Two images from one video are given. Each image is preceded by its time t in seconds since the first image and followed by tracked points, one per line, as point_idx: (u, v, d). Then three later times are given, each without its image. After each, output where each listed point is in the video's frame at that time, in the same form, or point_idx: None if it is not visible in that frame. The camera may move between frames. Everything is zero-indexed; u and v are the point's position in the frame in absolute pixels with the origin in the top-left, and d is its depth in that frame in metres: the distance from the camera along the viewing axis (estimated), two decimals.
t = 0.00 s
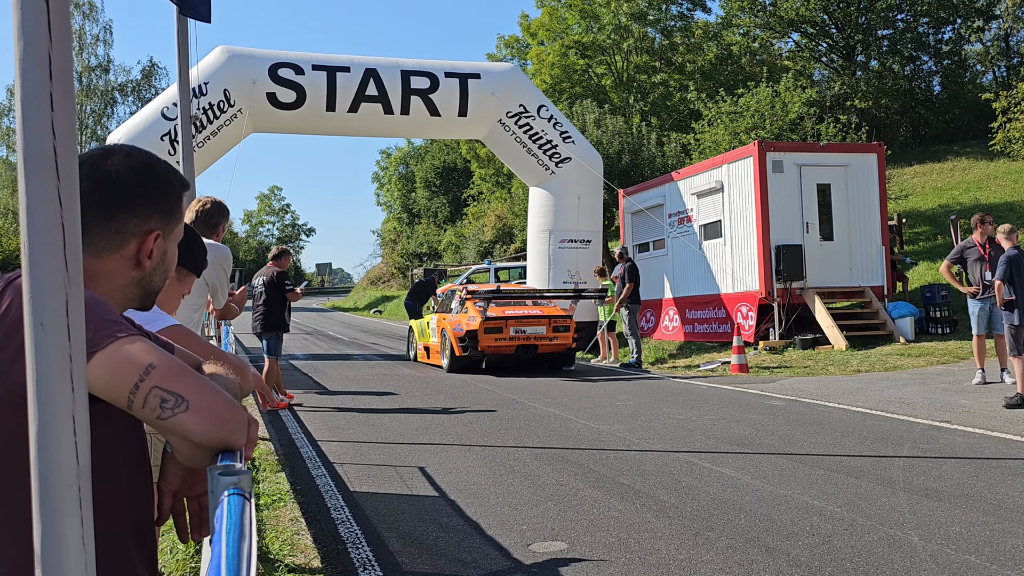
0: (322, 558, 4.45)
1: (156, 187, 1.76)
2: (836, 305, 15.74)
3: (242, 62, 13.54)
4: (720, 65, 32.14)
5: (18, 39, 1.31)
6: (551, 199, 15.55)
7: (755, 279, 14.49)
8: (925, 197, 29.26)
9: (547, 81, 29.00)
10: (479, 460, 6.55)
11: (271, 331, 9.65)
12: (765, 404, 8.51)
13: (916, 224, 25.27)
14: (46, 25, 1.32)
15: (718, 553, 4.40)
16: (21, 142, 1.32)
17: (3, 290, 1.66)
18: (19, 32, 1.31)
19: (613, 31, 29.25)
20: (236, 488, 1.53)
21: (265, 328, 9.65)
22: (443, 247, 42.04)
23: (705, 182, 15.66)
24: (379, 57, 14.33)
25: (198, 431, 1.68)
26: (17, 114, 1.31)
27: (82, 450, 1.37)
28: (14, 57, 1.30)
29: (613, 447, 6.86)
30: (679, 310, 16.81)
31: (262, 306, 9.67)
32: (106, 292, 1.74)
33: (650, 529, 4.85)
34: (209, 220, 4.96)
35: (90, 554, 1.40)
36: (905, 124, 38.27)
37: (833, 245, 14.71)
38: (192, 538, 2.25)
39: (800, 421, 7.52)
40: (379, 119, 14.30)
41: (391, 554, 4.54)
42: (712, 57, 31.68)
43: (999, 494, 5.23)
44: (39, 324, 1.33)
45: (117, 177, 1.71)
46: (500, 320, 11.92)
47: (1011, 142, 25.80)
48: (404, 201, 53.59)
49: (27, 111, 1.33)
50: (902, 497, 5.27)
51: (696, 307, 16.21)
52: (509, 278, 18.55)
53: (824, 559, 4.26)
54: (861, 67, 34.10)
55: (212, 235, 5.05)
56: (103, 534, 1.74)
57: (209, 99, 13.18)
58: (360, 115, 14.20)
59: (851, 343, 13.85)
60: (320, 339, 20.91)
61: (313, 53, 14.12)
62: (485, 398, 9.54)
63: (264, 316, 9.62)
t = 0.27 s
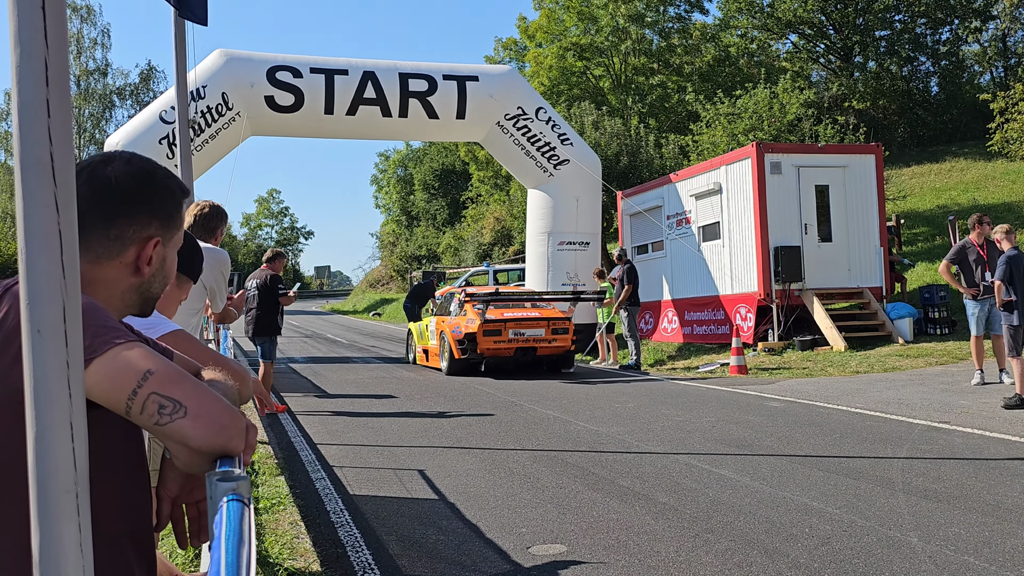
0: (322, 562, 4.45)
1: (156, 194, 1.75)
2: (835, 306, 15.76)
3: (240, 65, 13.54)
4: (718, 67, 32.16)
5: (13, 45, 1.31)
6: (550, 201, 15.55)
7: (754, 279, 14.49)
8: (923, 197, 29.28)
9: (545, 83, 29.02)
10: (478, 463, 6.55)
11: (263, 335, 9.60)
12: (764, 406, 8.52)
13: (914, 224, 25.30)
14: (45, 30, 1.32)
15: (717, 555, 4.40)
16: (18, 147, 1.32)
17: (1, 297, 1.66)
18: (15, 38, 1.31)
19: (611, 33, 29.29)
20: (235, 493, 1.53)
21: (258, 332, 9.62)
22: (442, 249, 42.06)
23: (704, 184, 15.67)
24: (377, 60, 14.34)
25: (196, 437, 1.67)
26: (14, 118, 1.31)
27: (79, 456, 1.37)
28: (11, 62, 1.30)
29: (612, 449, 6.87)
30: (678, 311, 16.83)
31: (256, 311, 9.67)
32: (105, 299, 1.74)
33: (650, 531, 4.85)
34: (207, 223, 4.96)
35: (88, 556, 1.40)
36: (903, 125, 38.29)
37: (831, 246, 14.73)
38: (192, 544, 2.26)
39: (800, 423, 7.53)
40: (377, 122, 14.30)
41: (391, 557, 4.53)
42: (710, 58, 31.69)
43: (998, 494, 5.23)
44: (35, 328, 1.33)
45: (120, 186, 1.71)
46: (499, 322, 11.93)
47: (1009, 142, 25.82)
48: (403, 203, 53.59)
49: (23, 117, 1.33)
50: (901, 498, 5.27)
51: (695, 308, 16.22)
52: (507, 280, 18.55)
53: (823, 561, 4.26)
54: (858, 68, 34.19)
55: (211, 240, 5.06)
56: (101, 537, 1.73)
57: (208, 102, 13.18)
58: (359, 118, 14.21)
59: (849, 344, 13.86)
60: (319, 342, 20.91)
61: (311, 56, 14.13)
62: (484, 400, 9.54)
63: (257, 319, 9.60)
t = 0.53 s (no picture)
0: (320, 564, 4.43)
1: (158, 200, 1.75)
2: (832, 306, 15.79)
3: (236, 68, 13.53)
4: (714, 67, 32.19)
5: (8, 47, 1.30)
6: (546, 202, 15.55)
7: (750, 280, 14.51)
8: (918, 197, 29.35)
9: (541, 84, 29.06)
10: (475, 464, 6.55)
11: (255, 338, 9.60)
12: (762, 405, 8.52)
13: (910, 224, 25.36)
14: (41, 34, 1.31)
15: (714, 555, 4.39)
16: (12, 149, 1.31)
17: None
18: (9, 40, 1.29)
19: (606, 34, 29.32)
20: (233, 497, 1.52)
21: (248, 335, 9.60)
22: (439, 251, 42.06)
23: (700, 184, 15.68)
24: (373, 62, 14.33)
25: (194, 440, 1.66)
26: (8, 120, 1.30)
27: (75, 461, 1.36)
28: (5, 65, 1.29)
29: (609, 450, 6.86)
30: (675, 312, 16.84)
31: (246, 313, 9.64)
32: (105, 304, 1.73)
33: (647, 532, 4.84)
34: (203, 226, 4.94)
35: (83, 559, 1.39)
36: (898, 125, 38.36)
37: (828, 246, 14.72)
38: (191, 547, 2.25)
39: (797, 423, 7.53)
40: (373, 124, 14.30)
41: (389, 559, 4.52)
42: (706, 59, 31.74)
43: (995, 493, 5.23)
44: (30, 332, 1.32)
45: (124, 192, 1.70)
46: (496, 324, 11.93)
47: (1004, 141, 25.89)
48: (400, 205, 53.59)
49: (17, 120, 1.31)
50: (898, 497, 5.28)
51: (692, 309, 16.23)
52: (504, 281, 18.55)
53: (820, 560, 4.26)
54: (854, 69, 34.31)
55: (206, 242, 5.04)
56: (99, 540, 1.72)
57: (203, 104, 13.17)
58: (355, 120, 14.21)
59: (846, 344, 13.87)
60: (316, 344, 20.88)
61: (307, 58, 14.13)
62: (481, 402, 9.54)
63: (247, 323, 9.57)
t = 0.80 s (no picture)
0: (316, 566, 4.43)
1: (162, 210, 1.74)
2: (829, 305, 15.80)
3: (232, 69, 13.53)
4: (710, 66, 32.17)
5: None
6: (543, 202, 15.56)
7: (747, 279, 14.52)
8: (915, 195, 29.36)
9: (537, 84, 29.07)
10: (472, 465, 6.55)
11: (249, 339, 9.67)
12: (758, 404, 8.53)
13: (906, 222, 25.38)
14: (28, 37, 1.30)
15: (710, 555, 4.40)
16: None
17: None
18: None
19: (602, 34, 29.36)
20: (224, 499, 1.52)
21: (241, 337, 9.64)
22: (436, 252, 42.06)
23: (697, 183, 15.70)
24: (369, 62, 14.33)
25: (186, 442, 1.67)
26: None
27: (64, 463, 1.36)
28: None
29: (606, 449, 6.87)
30: (672, 311, 16.85)
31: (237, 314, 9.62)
32: (100, 309, 1.73)
33: (644, 531, 4.85)
34: (199, 228, 4.95)
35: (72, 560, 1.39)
36: (894, 123, 38.38)
37: (824, 245, 14.72)
38: (183, 549, 2.25)
39: (792, 422, 7.54)
40: (370, 124, 14.31)
41: (385, 561, 4.52)
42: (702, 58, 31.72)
43: (991, 491, 5.24)
44: (19, 335, 1.32)
45: (126, 200, 1.70)
46: (493, 324, 11.93)
47: (1000, 139, 25.91)
48: (397, 206, 53.59)
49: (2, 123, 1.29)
50: (895, 496, 5.28)
51: (689, 308, 16.24)
52: (501, 281, 18.56)
53: (816, 559, 4.27)
54: (850, 67, 34.32)
55: (202, 243, 5.05)
56: (91, 540, 1.72)
57: (199, 106, 13.17)
58: (351, 121, 14.21)
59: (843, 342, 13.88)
60: (314, 345, 20.88)
61: (303, 59, 14.13)
62: (477, 402, 9.54)
63: (240, 325, 9.60)
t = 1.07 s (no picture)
0: (313, 569, 4.43)
1: (153, 215, 1.74)
2: (826, 304, 15.81)
3: (227, 72, 13.51)
4: (705, 67, 32.19)
5: None
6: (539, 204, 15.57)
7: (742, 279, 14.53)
8: (910, 194, 29.40)
9: (532, 86, 29.08)
10: (469, 467, 6.55)
11: (247, 343, 9.67)
12: (755, 404, 8.54)
13: (902, 221, 25.41)
14: (17, 40, 1.28)
15: (707, 556, 4.39)
16: None
17: None
18: None
19: (597, 35, 29.37)
20: (217, 503, 1.52)
21: (240, 341, 9.66)
22: (432, 253, 42.04)
23: (692, 184, 15.71)
24: (365, 65, 14.32)
25: (179, 447, 1.66)
26: None
27: (54, 469, 1.35)
28: None
29: (603, 450, 6.87)
30: (668, 311, 16.85)
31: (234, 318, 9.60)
32: (92, 315, 1.72)
33: (641, 532, 4.85)
34: (194, 231, 4.95)
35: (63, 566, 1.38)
36: (889, 122, 38.45)
37: (820, 245, 14.76)
38: (176, 553, 2.25)
39: (789, 421, 7.55)
40: (365, 126, 14.31)
41: (382, 563, 4.52)
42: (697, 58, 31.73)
43: (986, 489, 5.26)
44: (8, 340, 1.30)
45: (118, 205, 1.70)
46: (489, 325, 11.93)
47: (995, 138, 25.95)
48: (393, 208, 53.58)
49: None
50: (891, 495, 5.29)
51: (686, 308, 16.25)
52: (498, 283, 18.56)
53: (812, 559, 4.27)
54: (845, 66, 34.36)
55: (197, 247, 5.05)
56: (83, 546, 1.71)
57: (195, 109, 13.15)
58: (347, 123, 14.20)
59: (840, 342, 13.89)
60: (311, 348, 20.85)
61: (299, 62, 14.12)
62: (474, 404, 9.54)
63: (238, 329, 9.62)
